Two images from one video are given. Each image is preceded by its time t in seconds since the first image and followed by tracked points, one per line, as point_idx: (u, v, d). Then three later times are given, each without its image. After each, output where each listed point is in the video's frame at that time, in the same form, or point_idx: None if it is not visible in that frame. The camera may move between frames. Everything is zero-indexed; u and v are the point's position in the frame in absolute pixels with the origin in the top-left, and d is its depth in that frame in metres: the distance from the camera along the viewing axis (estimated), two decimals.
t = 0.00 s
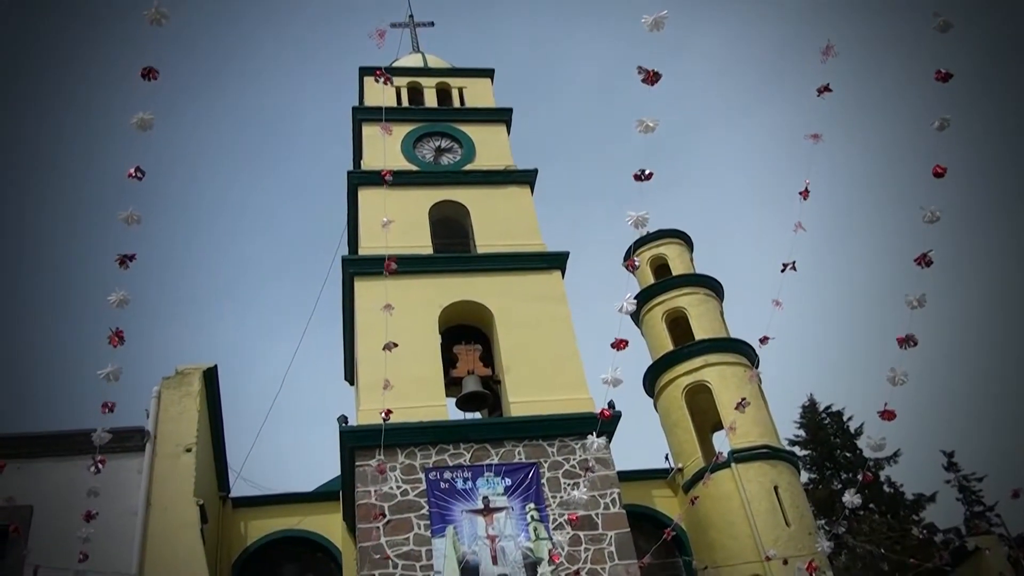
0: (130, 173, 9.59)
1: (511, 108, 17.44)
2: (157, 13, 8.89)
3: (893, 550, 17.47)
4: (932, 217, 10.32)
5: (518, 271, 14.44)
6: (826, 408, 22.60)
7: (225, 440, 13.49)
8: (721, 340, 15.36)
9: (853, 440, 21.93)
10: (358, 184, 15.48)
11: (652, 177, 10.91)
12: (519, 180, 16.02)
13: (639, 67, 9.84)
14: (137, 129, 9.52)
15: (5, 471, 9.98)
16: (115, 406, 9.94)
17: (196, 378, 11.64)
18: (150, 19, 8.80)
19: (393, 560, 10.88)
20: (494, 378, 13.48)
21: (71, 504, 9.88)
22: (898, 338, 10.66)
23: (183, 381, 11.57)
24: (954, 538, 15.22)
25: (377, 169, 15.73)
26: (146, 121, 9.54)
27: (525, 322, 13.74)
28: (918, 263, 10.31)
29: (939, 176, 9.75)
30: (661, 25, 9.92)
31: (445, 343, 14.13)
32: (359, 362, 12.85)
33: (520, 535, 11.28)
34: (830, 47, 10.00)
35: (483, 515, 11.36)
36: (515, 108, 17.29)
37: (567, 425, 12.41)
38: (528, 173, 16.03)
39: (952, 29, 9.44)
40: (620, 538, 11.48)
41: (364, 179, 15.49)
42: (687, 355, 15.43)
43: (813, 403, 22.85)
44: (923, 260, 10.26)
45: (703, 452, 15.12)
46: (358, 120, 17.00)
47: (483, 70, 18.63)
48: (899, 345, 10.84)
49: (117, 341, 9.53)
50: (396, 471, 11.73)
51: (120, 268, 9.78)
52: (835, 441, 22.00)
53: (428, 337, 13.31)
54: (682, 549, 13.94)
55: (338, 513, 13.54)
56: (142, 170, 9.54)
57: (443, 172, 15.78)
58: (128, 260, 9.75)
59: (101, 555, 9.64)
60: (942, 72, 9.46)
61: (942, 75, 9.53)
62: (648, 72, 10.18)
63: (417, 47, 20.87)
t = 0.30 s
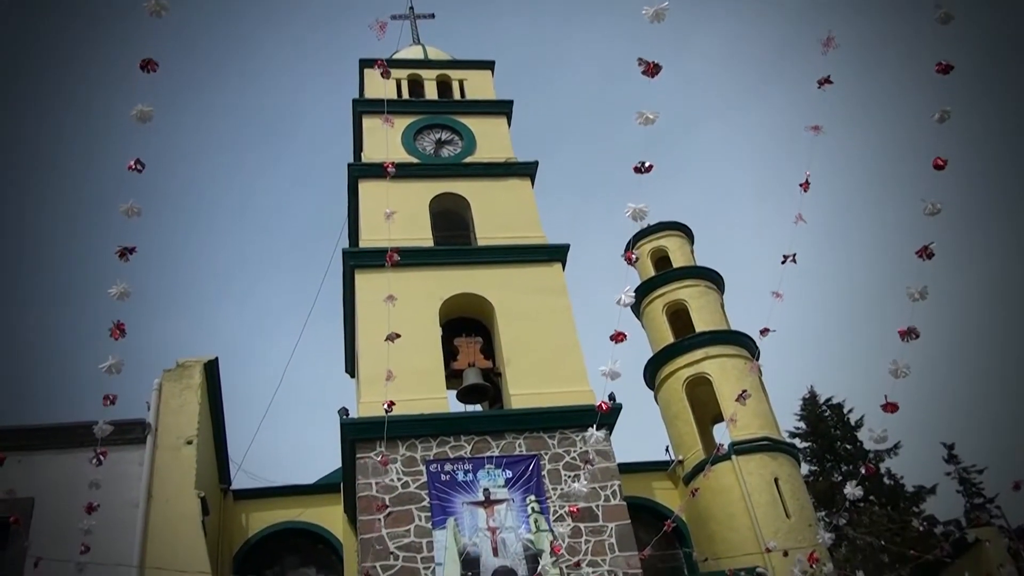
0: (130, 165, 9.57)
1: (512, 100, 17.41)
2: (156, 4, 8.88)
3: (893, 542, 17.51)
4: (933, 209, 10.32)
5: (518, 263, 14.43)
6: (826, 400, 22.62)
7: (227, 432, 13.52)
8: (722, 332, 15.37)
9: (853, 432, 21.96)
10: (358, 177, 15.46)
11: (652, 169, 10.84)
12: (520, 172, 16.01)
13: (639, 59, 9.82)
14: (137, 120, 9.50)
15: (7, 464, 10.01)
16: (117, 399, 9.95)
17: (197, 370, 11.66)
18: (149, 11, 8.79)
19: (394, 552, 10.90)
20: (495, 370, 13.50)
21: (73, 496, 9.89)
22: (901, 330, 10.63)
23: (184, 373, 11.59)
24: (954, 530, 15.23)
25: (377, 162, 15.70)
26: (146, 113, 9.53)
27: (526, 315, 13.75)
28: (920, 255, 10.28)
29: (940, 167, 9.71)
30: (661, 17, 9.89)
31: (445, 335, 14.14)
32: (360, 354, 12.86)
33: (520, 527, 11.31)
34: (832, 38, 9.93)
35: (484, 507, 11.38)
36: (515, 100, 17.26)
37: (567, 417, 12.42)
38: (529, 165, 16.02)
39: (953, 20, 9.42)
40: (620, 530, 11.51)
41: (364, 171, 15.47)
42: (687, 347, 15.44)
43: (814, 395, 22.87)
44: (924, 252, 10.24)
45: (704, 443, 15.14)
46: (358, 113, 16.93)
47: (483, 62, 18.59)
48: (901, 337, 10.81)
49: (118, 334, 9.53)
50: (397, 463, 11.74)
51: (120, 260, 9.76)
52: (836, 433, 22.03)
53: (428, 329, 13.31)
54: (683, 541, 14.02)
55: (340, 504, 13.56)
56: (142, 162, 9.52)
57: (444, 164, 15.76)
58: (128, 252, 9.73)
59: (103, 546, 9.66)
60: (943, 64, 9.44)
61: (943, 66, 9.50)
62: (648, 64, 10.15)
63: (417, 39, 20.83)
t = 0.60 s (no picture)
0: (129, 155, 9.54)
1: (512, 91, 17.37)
2: None
3: (893, 533, 17.54)
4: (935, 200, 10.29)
5: (518, 254, 14.42)
6: (826, 392, 22.64)
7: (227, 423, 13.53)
8: (722, 324, 15.36)
9: (853, 423, 21.98)
10: (359, 168, 15.44)
11: (652, 158, 10.59)
12: (520, 163, 15.99)
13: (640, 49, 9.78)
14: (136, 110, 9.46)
15: (7, 455, 10.03)
16: (117, 389, 9.94)
17: (198, 361, 11.67)
18: None
19: (394, 543, 10.93)
20: (495, 361, 13.50)
21: (73, 486, 9.91)
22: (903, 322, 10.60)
23: (185, 364, 11.60)
24: (953, 521, 15.23)
25: (378, 153, 15.68)
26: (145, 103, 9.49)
27: (526, 306, 13.75)
28: (920, 246, 10.23)
29: (941, 158, 9.60)
30: (662, 7, 9.85)
31: (445, 326, 14.15)
32: (361, 345, 12.86)
33: (520, 517, 11.34)
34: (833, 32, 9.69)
35: (484, 498, 11.41)
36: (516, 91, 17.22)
37: (567, 408, 12.43)
38: (529, 156, 16.00)
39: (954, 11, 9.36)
40: (620, 521, 11.53)
41: (364, 162, 15.45)
42: (687, 338, 15.43)
43: (814, 386, 22.88)
44: (925, 243, 10.20)
45: (704, 434, 15.16)
46: (359, 103, 16.91)
47: (484, 53, 18.54)
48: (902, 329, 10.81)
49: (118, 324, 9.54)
50: (397, 454, 11.76)
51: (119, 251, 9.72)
52: (836, 424, 22.04)
53: (429, 321, 13.32)
54: (682, 531, 14.31)
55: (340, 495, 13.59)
56: (141, 152, 9.47)
57: (444, 155, 15.74)
58: (127, 244, 9.71)
59: (104, 537, 9.68)
60: (944, 54, 9.38)
61: (944, 57, 9.45)
62: (648, 54, 10.13)
63: (417, 29, 20.77)
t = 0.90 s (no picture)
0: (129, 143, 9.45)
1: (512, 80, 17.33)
2: None
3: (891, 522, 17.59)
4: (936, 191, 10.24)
5: (517, 244, 14.41)
6: (826, 381, 22.66)
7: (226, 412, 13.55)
8: (722, 313, 15.36)
9: (852, 413, 22.00)
10: (358, 157, 15.41)
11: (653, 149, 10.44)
12: (520, 152, 15.96)
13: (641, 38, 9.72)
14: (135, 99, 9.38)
15: (7, 443, 10.05)
16: (116, 378, 9.90)
17: (197, 350, 11.67)
18: None
19: (393, 531, 10.97)
20: (494, 351, 13.51)
21: (73, 474, 9.93)
22: (903, 312, 10.54)
23: (184, 353, 11.60)
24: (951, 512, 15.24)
25: (377, 142, 15.66)
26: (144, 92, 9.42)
27: (526, 296, 13.74)
28: (922, 236, 10.17)
29: (943, 149, 9.48)
30: None
31: (445, 315, 14.16)
32: (361, 334, 12.87)
33: (519, 506, 11.37)
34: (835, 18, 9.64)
35: (483, 487, 11.44)
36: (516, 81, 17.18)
37: (566, 398, 12.44)
38: (529, 146, 15.97)
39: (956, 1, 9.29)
40: (619, 510, 11.56)
41: (364, 151, 15.41)
42: (687, 328, 15.44)
43: (813, 376, 22.90)
44: (926, 234, 10.16)
45: (703, 423, 15.19)
46: (358, 92, 16.87)
47: (484, 42, 18.48)
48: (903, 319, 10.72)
49: (117, 314, 9.38)
50: (397, 443, 11.78)
51: (116, 239, 9.55)
52: (835, 414, 22.06)
53: (429, 310, 13.32)
54: (681, 520, 14.35)
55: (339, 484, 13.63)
56: (140, 140, 9.38)
57: (444, 144, 15.71)
58: (124, 231, 9.54)
59: (103, 524, 9.71)
60: (947, 44, 9.31)
61: (946, 47, 9.38)
62: (649, 43, 10.07)
63: (417, 17, 20.70)
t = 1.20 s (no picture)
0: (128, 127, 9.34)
1: (513, 66, 17.26)
2: None
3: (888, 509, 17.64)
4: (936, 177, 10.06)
5: (516, 230, 14.40)
6: (823, 369, 22.68)
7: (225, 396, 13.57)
8: (720, 300, 15.37)
9: (850, 400, 22.00)
10: (357, 141, 15.37)
11: (653, 135, 10.35)
12: (519, 138, 15.91)
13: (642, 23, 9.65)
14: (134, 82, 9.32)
15: (6, 426, 10.08)
16: (114, 361, 9.78)
17: (195, 334, 11.67)
18: None
19: (391, 516, 11.02)
20: (492, 337, 13.52)
21: (71, 456, 9.97)
22: (901, 299, 10.40)
23: (182, 337, 11.60)
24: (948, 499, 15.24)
25: (377, 127, 15.61)
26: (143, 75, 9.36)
27: (524, 282, 13.74)
28: (920, 223, 10.03)
29: (944, 136, 9.34)
30: None
31: (444, 301, 14.17)
32: (359, 319, 12.87)
33: (517, 491, 11.41)
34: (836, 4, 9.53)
35: (481, 472, 11.48)
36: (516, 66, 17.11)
37: (564, 384, 12.45)
38: (528, 131, 15.92)
39: None
40: (616, 495, 11.61)
41: (363, 136, 15.37)
42: (685, 315, 15.44)
43: (811, 363, 22.91)
44: (926, 221, 10.04)
45: (700, 410, 15.22)
46: (357, 77, 16.81)
47: (484, 27, 18.40)
48: (901, 306, 10.51)
49: (114, 297, 9.22)
50: (395, 428, 11.81)
51: (115, 224, 9.24)
52: (832, 401, 22.10)
53: (427, 295, 13.32)
54: (678, 506, 14.42)
55: (337, 468, 13.67)
56: (139, 124, 9.27)
57: (443, 130, 15.67)
58: (124, 215, 9.24)
59: (101, 506, 9.74)
60: (948, 32, 9.21)
61: (947, 34, 9.26)
62: (650, 29, 9.99)
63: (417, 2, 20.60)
